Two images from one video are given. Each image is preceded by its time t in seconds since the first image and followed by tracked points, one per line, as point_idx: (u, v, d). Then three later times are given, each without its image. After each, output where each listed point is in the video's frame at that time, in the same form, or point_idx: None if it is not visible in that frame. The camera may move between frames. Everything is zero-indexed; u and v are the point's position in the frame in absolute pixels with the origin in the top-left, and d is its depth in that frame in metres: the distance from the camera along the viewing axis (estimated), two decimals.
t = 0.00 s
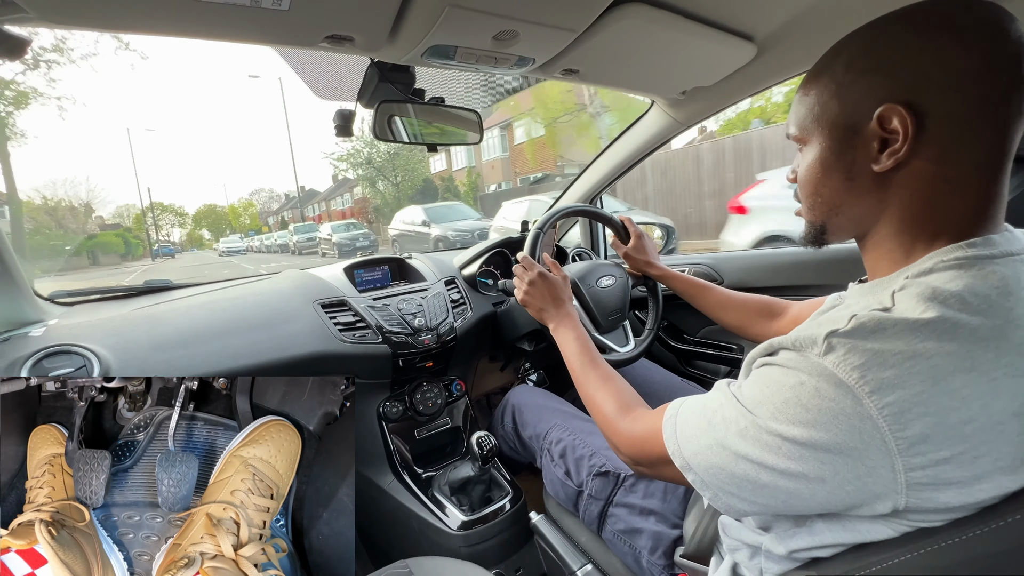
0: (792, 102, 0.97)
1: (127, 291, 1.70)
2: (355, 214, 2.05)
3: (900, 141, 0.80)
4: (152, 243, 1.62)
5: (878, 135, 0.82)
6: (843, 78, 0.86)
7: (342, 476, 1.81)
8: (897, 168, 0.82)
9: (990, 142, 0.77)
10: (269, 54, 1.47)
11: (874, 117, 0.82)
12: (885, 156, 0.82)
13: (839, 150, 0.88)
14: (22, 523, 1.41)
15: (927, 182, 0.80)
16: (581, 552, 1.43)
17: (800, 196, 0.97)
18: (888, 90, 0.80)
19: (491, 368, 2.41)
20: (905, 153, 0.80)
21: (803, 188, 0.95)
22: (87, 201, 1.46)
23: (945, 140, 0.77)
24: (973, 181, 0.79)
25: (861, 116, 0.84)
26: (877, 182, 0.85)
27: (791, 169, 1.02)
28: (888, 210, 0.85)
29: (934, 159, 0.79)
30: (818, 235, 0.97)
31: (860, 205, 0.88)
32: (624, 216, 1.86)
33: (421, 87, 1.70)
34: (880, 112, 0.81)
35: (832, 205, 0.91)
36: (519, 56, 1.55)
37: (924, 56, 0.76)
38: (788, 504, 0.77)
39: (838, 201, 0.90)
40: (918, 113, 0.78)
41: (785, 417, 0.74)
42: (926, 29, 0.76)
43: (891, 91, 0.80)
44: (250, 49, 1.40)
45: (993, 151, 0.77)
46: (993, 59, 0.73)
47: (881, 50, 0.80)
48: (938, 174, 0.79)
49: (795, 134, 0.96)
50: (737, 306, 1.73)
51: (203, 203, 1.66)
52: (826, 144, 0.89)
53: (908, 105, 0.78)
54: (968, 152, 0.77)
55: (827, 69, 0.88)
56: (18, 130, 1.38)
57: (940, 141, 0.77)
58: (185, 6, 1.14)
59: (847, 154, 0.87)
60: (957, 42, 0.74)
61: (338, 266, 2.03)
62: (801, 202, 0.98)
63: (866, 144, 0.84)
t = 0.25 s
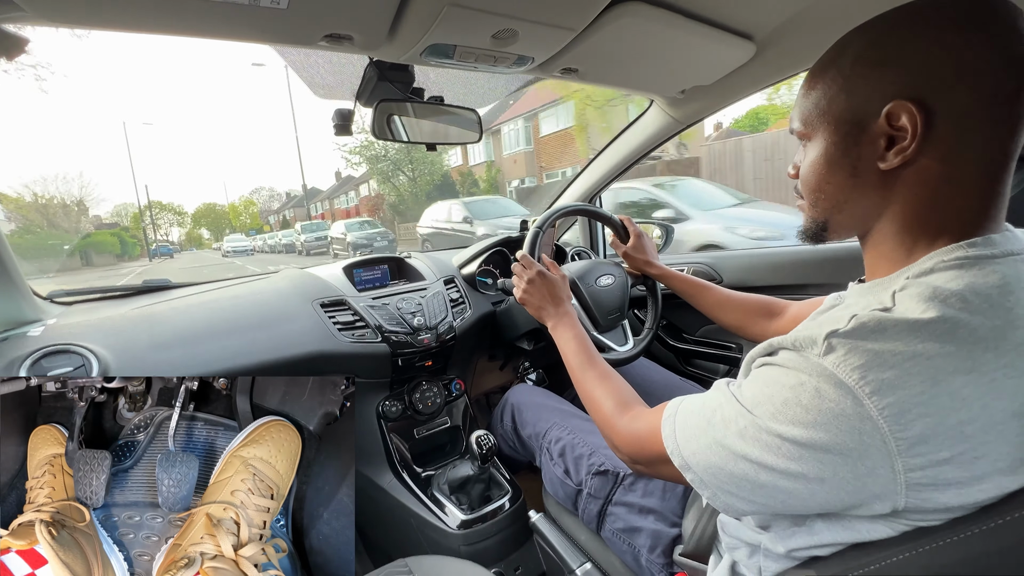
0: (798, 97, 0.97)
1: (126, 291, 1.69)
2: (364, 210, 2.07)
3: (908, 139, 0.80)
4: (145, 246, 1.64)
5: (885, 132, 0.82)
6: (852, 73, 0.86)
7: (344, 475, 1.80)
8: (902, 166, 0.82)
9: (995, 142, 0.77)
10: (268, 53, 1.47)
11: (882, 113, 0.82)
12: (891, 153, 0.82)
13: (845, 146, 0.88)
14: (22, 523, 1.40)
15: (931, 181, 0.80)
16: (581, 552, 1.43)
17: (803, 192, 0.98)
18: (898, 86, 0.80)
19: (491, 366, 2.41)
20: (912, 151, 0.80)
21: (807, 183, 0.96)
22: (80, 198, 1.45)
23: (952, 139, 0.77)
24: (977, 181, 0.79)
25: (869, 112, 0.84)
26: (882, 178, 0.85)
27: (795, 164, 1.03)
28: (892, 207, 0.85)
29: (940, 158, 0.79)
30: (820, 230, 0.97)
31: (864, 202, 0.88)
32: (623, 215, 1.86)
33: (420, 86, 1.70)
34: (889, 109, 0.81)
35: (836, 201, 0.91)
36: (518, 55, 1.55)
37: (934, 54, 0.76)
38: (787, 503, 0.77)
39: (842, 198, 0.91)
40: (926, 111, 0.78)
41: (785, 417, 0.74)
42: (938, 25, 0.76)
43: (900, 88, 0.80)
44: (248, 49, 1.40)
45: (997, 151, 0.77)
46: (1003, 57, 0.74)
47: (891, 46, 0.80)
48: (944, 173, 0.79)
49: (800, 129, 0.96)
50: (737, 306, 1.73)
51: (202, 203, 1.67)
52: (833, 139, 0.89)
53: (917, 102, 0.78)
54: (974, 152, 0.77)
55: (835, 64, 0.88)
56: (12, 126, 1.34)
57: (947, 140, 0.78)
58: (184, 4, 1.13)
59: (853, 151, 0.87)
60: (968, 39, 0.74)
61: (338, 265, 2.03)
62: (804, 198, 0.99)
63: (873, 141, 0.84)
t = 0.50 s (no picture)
0: (794, 100, 0.97)
1: (127, 291, 1.69)
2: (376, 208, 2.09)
3: (906, 142, 0.80)
4: (145, 245, 1.61)
5: (883, 135, 0.82)
6: (848, 76, 0.86)
7: (344, 475, 1.80)
8: (901, 168, 0.82)
9: (993, 142, 0.77)
10: (268, 54, 1.47)
11: (879, 116, 0.82)
12: (890, 156, 0.82)
13: (843, 149, 0.88)
14: (23, 524, 1.42)
15: (931, 182, 0.81)
16: (581, 552, 1.43)
17: (803, 193, 0.98)
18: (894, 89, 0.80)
19: (491, 367, 2.41)
20: (910, 153, 0.80)
21: (806, 184, 0.96)
22: (73, 195, 1.44)
23: (950, 141, 0.77)
24: (976, 181, 0.79)
25: (866, 115, 0.84)
26: (881, 180, 0.85)
27: (792, 166, 1.03)
28: (891, 209, 0.85)
29: (938, 160, 0.79)
30: (822, 231, 0.97)
31: (863, 203, 0.88)
32: (624, 216, 1.86)
33: (420, 87, 1.70)
34: (886, 111, 0.81)
35: (836, 203, 0.92)
36: (519, 56, 1.55)
37: (931, 57, 0.76)
38: (788, 502, 0.77)
39: (841, 199, 0.91)
40: (923, 114, 0.78)
41: (787, 417, 0.74)
42: (934, 28, 0.76)
43: (897, 91, 0.80)
44: (248, 49, 1.40)
45: (996, 151, 0.77)
46: (999, 58, 0.74)
47: (887, 49, 0.80)
48: (943, 174, 0.79)
49: (797, 132, 0.96)
50: (738, 307, 1.73)
51: (203, 202, 1.67)
52: (830, 142, 0.89)
53: (914, 105, 0.78)
54: (972, 153, 0.77)
55: (831, 67, 0.88)
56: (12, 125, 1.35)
57: (945, 142, 0.78)
58: (184, 6, 1.14)
59: (851, 153, 0.87)
60: (963, 41, 0.74)
61: (338, 266, 2.03)
62: (804, 199, 0.99)
63: (870, 144, 0.84)
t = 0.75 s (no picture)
0: (795, 102, 0.97)
1: (128, 291, 1.70)
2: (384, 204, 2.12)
3: (905, 142, 0.80)
4: (149, 240, 1.62)
5: (883, 135, 0.82)
6: (847, 78, 0.86)
7: (344, 476, 1.80)
8: (902, 168, 0.82)
9: (994, 142, 0.77)
10: (267, 54, 1.47)
11: (879, 117, 0.82)
12: (890, 156, 0.82)
13: (843, 150, 0.88)
14: (23, 524, 1.43)
15: (931, 182, 0.80)
16: (581, 550, 1.44)
17: (805, 193, 0.98)
18: (893, 90, 0.80)
19: (491, 367, 2.40)
20: (910, 153, 0.80)
21: (808, 185, 0.96)
22: (65, 192, 1.43)
23: (950, 141, 0.77)
24: (977, 181, 0.79)
25: (865, 116, 0.84)
26: (882, 181, 0.85)
27: (794, 168, 1.03)
28: (893, 209, 0.85)
29: (938, 160, 0.79)
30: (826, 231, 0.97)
31: (865, 204, 0.88)
32: (624, 215, 1.86)
33: (420, 86, 1.70)
34: (884, 112, 0.81)
35: (837, 203, 0.92)
36: (519, 55, 1.55)
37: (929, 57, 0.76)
38: (789, 500, 0.77)
39: (843, 200, 0.91)
40: (922, 114, 0.78)
41: (790, 415, 0.74)
42: (932, 29, 0.76)
43: (896, 92, 0.80)
44: (248, 49, 1.40)
45: (997, 150, 0.77)
46: (998, 58, 0.74)
47: (886, 51, 0.80)
48: (943, 174, 0.79)
49: (798, 134, 0.96)
50: (739, 308, 1.73)
51: (202, 200, 1.67)
52: (830, 144, 0.89)
53: (913, 106, 0.78)
54: (972, 153, 0.77)
55: (831, 69, 0.88)
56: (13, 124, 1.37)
57: (944, 142, 0.77)
58: (183, 5, 1.13)
59: (851, 154, 0.87)
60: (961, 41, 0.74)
61: (338, 266, 2.03)
62: (806, 200, 0.99)
63: (871, 144, 0.84)
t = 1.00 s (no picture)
0: (794, 102, 0.98)
1: (128, 292, 1.70)
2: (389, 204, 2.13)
3: (904, 141, 0.80)
4: (149, 239, 1.62)
5: (881, 135, 0.82)
6: (846, 78, 0.86)
7: (344, 477, 1.79)
8: (900, 167, 0.82)
9: (992, 141, 0.77)
10: (267, 56, 1.47)
11: (877, 117, 0.82)
12: (888, 155, 0.82)
13: (842, 150, 0.88)
14: (24, 524, 1.42)
15: (929, 181, 0.81)
16: (582, 553, 1.42)
17: (804, 194, 0.98)
18: (892, 90, 0.80)
19: (491, 369, 2.40)
20: (909, 151, 0.80)
21: (807, 185, 0.96)
22: (53, 187, 1.42)
23: (948, 140, 0.77)
24: (975, 180, 0.79)
25: (864, 115, 0.84)
26: (880, 180, 0.85)
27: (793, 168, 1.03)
28: (891, 209, 0.86)
29: (936, 158, 0.79)
30: (824, 231, 0.98)
31: (863, 203, 0.88)
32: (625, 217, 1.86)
33: (420, 88, 1.70)
34: (883, 111, 0.81)
35: (836, 203, 0.92)
36: (519, 57, 1.56)
37: (928, 57, 0.77)
38: (788, 501, 0.77)
39: (842, 199, 0.91)
40: (921, 114, 0.78)
41: (788, 415, 0.74)
42: (931, 29, 0.76)
43: (895, 91, 0.80)
44: (248, 51, 1.41)
45: (995, 149, 0.77)
46: (996, 57, 0.74)
47: (885, 50, 0.81)
48: (941, 173, 0.79)
49: (797, 134, 0.97)
50: (738, 309, 1.73)
51: (200, 199, 1.67)
52: (829, 143, 0.90)
53: (911, 104, 0.78)
54: (971, 152, 0.77)
55: (830, 69, 0.89)
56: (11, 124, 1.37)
57: (943, 141, 0.78)
58: (183, 7, 1.14)
59: (850, 153, 0.87)
60: (960, 41, 0.75)
61: (339, 267, 2.04)
62: (805, 200, 0.99)
63: (869, 144, 0.85)
